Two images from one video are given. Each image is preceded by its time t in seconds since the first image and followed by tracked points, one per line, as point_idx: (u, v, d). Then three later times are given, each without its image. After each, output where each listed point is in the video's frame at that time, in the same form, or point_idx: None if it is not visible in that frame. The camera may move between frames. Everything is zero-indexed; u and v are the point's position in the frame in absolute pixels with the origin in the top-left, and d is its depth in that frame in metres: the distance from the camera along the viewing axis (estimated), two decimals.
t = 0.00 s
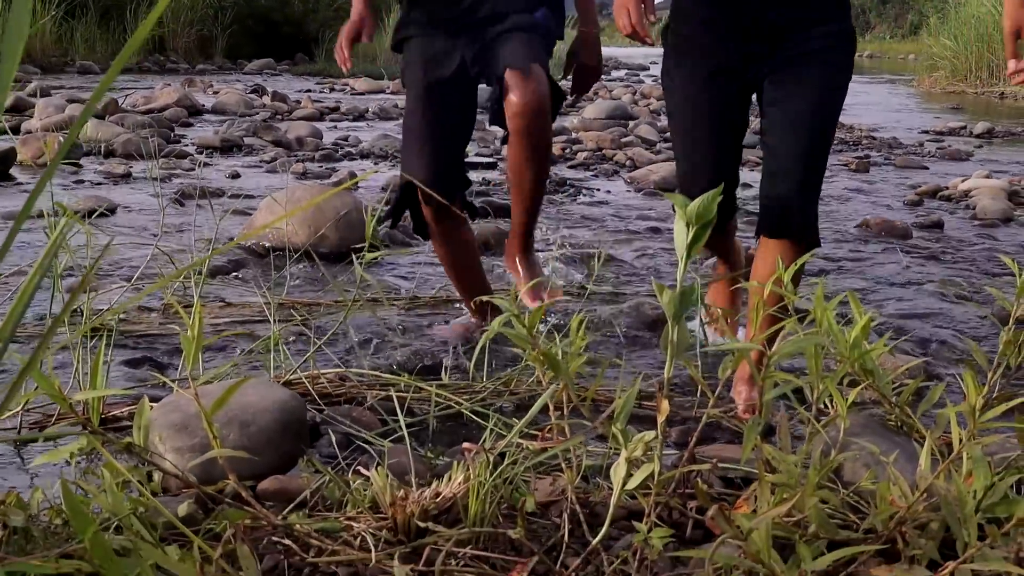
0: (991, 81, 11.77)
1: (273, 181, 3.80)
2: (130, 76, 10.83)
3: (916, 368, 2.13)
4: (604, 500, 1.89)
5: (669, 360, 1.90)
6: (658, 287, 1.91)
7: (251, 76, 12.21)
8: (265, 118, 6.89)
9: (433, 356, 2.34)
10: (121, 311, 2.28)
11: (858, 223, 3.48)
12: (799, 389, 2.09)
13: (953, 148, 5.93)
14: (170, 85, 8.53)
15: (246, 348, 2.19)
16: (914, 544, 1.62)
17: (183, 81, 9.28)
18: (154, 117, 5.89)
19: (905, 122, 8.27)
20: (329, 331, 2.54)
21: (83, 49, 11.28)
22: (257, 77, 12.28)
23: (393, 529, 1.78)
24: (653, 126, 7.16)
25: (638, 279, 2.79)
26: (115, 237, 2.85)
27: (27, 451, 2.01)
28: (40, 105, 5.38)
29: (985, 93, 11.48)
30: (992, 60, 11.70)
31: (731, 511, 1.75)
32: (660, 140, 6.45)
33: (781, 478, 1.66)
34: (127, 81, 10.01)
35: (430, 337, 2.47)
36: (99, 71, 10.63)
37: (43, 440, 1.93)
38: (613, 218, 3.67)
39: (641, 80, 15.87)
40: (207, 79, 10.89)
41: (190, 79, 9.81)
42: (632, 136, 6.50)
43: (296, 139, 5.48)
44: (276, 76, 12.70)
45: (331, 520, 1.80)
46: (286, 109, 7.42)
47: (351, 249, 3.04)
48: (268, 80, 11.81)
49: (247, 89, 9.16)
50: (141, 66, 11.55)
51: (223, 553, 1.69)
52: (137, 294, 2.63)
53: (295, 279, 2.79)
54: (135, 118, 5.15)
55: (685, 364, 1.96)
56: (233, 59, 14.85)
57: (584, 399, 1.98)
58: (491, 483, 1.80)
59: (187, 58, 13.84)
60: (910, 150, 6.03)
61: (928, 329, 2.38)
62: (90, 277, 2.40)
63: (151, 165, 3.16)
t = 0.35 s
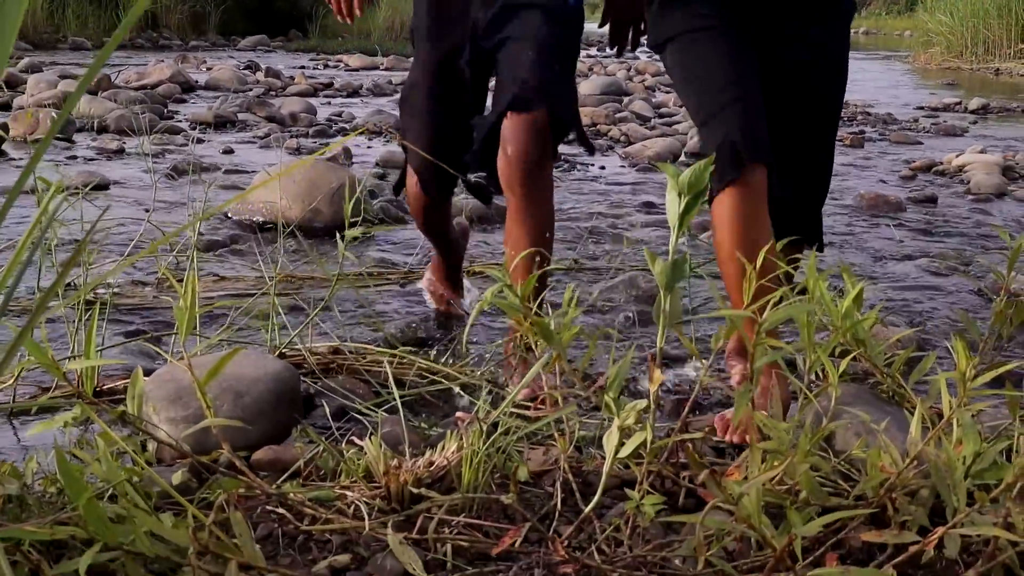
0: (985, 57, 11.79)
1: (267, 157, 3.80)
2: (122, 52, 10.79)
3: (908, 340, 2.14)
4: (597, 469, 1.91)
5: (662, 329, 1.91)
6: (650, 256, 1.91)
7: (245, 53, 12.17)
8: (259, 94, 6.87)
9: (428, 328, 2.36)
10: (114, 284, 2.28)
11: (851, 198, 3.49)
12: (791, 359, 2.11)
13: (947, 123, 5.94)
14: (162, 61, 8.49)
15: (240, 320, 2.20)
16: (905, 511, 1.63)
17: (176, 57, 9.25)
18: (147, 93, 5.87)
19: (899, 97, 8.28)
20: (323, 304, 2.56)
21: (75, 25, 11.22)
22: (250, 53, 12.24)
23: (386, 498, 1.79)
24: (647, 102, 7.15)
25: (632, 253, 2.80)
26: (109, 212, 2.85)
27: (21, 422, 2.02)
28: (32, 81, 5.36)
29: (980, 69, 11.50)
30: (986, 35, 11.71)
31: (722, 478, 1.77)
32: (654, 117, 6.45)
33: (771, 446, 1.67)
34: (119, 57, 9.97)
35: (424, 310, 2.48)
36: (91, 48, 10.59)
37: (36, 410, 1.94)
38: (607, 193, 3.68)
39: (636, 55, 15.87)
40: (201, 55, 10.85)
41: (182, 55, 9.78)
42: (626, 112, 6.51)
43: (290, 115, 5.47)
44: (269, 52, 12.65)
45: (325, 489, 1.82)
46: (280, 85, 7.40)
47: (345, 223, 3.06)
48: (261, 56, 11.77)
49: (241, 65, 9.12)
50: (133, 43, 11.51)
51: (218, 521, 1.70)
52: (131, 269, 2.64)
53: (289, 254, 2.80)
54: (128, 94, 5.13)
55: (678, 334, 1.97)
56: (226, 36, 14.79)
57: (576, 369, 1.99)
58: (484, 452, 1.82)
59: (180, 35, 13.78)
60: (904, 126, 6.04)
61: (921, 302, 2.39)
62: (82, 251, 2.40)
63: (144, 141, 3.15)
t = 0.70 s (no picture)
0: (980, 35, 11.80)
1: (260, 133, 3.80)
2: (114, 30, 10.75)
3: (900, 313, 2.15)
4: (589, 439, 1.92)
5: (654, 299, 1.91)
6: (642, 227, 1.91)
7: (238, 30, 12.12)
8: (252, 71, 6.85)
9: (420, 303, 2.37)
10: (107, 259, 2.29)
11: (845, 173, 3.50)
12: (784, 331, 2.12)
13: (942, 100, 5.95)
14: (155, 38, 8.46)
15: (234, 294, 2.20)
16: (895, 479, 1.64)
17: (169, 35, 9.23)
18: (139, 70, 5.85)
19: (894, 74, 8.28)
20: (317, 279, 2.57)
21: (67, 3, 11.16)
22: (243, 31, 12.19)
23: (378, 468, 1.80)
24: (641, 79, 7.17)
25: (625, 227, 2.81)
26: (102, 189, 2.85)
27: (14, 395, 2.02)
28: (24, 58, 5.34)
29: (975, 46, 11.50)
30: (982, 11, 11.72)
31: (713, 447, 1.78)
32: (648, 95, 6.48)
33: (761, 416, 1.68)
34: (112, 35, 9.93)
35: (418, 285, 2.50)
36: (83, 25, 10.54)
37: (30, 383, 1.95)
38: (600, 168, 3.69)
39: (631, 34, 15.85)
40: (194, 33, 10.82)
41: (175, 32, 9.74)
42: (621, 89, 6.52)
43: (284, 92, 5.46)
44: (263, 31, 12.61)
45: (319, 460, 1.82)
46: (273, 63, 7.38)
47: (338, 198, 3.09)
48: (255, 34, 11.73)
49: (234, 42, 9.11)
50: (126, 21, 11.45)
51: (211, 490, 1.70)
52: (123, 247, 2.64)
53: (283, 230, 2.81)
54: (120, 71, 5.12)
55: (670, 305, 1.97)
56: (220, 14, 14.72)
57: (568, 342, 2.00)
58: (475, 422, 1.83)
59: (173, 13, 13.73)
60: (899, 102, 6.05)
61: (913, 275, 2.40)
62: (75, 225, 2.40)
63: (137, 117, 3.14)
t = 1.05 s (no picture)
0: (974, 16, 11.82)
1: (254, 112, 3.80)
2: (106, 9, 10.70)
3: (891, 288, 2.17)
4: (581, 412, 1.93)
5: (646, 273, 1.92)
6: (635, 200, 1.91)
7: (230, 10, 12.07)
8: (245, 51, 6.83)
9: (414, 279, 2.38)
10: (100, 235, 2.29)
11: (838, 151, 3.52)
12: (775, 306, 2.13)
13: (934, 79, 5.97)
14: (146, 16, 8.42)
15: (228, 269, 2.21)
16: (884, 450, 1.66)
17: (161, 13, 9.19)
18: (132, 49, 5.83)
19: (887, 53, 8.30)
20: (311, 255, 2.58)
21: None
22: (236, 10, 12.15)
23: (372, 440, 1.81)
24: (636, 58, 7.17)
25: (618, 204, 2.82)
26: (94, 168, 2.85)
27: (8, 369, 2.03)
28: (16, 36, 5.32)
29: (968, 27, 11.52)
30: None
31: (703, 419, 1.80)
32: (643, 74, 6.49)
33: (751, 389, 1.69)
34: (103, 14, 9.89)
35: (412, 262, 2.51)
36: (74, 3, 10.48)
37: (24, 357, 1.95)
38: (594, 146, 3.70)
39: (625, 15, 15.82)
40: (186, 12, 10.77)
41: (167, 11, 9.70)
42: (615, 68, 6.52)
43: (277, 71, 5.45)
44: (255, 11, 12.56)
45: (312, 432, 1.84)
46: (266, 42, 7.36)
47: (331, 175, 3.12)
48: (248, 14, 11.69)
49: (227, 21, 9.07)
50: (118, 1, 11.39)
51: (206, 461, 1.71)
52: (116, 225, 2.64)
53: (277, 207, 2.82)
54: (113, 50, 5.10)
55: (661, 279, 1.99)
56: None
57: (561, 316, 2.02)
58: (468, 395, 1.84)
59: None
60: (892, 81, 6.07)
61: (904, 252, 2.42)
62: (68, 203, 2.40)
63: (130, 95, 3.14)
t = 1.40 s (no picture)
0: None
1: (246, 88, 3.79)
2: None
3: (882, 260, 2.18)
4: (574, 382, 1.94)
5: (637, 244, 1.92)
6: (627, 170, 1.91)
7: None
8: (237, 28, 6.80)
9: (408, 253, 2.39)
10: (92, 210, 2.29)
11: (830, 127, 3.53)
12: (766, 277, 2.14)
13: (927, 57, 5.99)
14: None
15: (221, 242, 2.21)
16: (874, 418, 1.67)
17: None
18: (123, 26, 5.80)
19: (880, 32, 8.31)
20: (303, 230, 2.58)
21: None
22: None
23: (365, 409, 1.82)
24: (630, 36, 7.16)
25: (610, 180, 2.83)
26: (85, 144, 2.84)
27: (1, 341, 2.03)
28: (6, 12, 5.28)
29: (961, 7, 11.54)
30: None
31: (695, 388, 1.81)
32: (636, 51, 6.48)
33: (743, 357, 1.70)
34: None
35: (405, 236, 2.52)
36: None
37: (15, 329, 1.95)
38: (587, 122, 3.70)
39: None
40: None
41: None
42: (609, 45, 6.51)
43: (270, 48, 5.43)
44: None
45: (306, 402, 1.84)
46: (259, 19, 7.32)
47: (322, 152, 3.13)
48: None
49: None
50: None
51: (200, 431, 1.71)
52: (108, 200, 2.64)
53: (269, 183, 2.82)
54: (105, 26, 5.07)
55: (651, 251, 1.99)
56: None
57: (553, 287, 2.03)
58: (462, 364, 1.85)
59: None
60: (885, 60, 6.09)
61: (895, 226, 2.43)
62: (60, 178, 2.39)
63: (121, 71, 3.13)
